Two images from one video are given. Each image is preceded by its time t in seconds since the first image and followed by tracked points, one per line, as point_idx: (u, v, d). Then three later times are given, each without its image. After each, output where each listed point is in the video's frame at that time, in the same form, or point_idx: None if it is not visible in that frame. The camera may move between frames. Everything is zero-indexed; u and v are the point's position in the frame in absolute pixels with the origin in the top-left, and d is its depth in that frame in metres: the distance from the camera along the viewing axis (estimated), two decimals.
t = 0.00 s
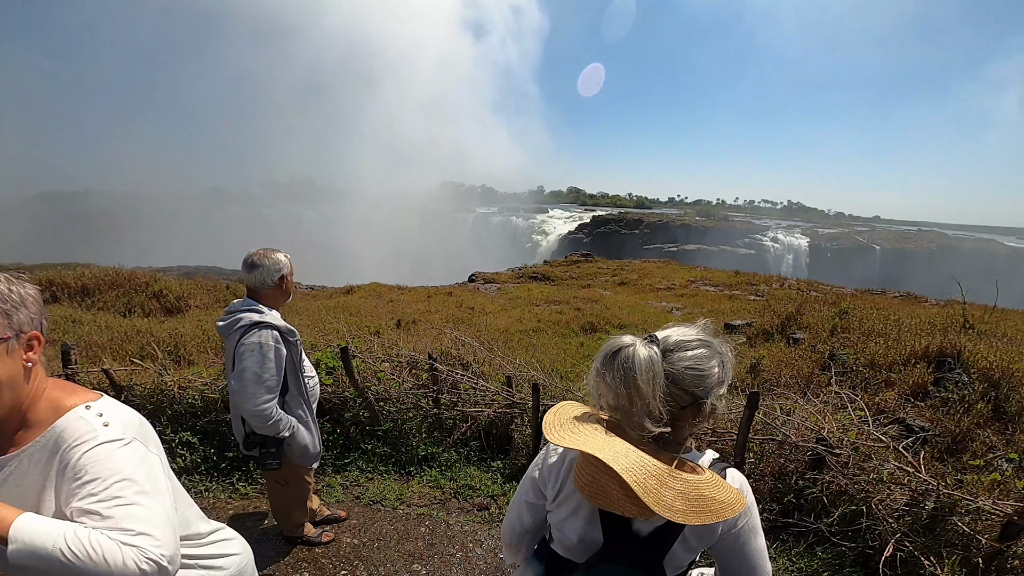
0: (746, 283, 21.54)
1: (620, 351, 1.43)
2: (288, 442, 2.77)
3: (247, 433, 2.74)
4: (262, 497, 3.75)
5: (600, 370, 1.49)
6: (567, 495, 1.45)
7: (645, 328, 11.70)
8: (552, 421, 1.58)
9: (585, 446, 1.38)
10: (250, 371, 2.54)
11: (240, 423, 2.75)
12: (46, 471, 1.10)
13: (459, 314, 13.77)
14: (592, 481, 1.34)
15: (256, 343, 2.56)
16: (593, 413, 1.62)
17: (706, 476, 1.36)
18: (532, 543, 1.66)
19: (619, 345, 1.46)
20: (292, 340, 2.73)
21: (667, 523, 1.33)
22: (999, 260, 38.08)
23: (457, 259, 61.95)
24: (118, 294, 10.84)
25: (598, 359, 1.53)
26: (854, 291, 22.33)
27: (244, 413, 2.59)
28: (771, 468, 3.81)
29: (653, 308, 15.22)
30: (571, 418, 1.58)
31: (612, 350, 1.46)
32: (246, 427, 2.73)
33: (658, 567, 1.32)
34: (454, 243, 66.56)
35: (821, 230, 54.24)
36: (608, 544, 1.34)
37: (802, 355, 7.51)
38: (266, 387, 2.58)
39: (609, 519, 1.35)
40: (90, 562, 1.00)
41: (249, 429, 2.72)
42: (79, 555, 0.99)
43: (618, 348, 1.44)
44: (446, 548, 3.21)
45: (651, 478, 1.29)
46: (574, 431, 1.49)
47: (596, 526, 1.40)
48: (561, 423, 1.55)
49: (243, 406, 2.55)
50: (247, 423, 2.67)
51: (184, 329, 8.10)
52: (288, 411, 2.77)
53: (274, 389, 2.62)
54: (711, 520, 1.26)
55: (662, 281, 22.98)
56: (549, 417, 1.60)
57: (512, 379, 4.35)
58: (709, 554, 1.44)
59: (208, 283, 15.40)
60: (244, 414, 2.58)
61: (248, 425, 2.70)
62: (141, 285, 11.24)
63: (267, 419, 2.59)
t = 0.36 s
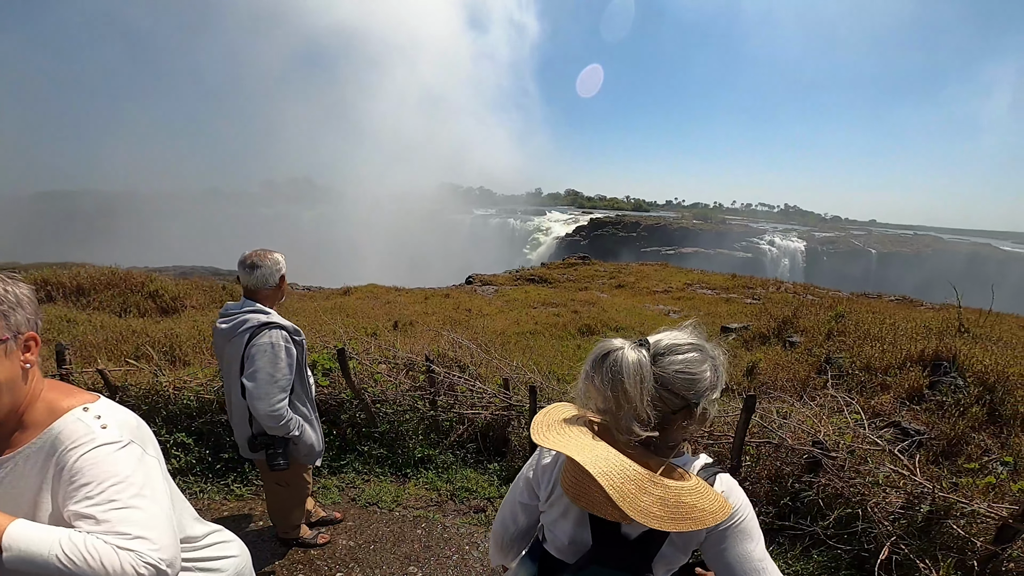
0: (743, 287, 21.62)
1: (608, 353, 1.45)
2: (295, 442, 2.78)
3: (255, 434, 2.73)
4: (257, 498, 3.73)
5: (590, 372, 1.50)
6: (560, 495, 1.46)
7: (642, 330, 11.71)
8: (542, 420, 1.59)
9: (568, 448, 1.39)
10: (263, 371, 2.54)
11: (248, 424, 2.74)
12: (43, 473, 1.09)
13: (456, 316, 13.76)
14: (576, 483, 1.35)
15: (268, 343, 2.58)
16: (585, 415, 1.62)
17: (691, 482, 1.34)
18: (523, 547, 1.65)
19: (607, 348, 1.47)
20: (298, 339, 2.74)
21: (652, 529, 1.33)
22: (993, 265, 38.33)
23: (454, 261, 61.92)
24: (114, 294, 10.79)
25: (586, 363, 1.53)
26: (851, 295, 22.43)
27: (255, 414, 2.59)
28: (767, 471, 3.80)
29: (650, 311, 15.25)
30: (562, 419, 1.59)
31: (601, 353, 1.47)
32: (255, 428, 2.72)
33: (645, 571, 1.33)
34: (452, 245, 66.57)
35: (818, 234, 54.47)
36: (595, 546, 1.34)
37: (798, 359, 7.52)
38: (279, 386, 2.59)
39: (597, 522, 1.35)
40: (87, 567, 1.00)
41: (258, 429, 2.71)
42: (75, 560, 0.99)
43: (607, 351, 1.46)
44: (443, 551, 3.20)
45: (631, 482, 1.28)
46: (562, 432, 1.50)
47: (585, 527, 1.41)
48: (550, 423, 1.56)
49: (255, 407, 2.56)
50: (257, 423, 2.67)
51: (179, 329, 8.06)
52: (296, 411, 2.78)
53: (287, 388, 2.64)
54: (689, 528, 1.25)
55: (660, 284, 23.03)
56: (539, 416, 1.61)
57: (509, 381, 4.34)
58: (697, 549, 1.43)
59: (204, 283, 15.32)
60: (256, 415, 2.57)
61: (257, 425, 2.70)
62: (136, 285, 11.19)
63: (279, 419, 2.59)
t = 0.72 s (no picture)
0: (736, 289, 21.75)
1: (616, 340, 1.45)
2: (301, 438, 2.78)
3: (261, 432, 2.68)
4: (248, 498, 3.70)
5: (594, 359, 1.50)
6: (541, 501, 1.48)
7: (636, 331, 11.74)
8: (525, 421, 1.60)
9: (543, 452, 1.39)
10: (276, 367, 2.54)
11: (253, 422, 2.67)
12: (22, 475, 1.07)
13: (450, 316, 13.74)
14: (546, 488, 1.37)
15: (279, 340, 2.57)
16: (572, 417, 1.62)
17: (664, 496, 1.32)
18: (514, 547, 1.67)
19: (616, 336, 1.47)
20: (303, 338, 2.75)
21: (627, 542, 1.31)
22: (983, 269, 38.78)
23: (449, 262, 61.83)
24: (104, 292, 10.66)
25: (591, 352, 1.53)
26: (842, 298, 22.62)
27: (266, 410, 2.56)
28: (761, 472, 3.81)
29: (644, 313, 15.32)
30: (546, 420, 1.59)
31: (610, 339, 1.47)
32: (262, 425, 2.67)
33: None
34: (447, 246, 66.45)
35: (811, 237, 54.90)
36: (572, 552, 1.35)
37: (791, 361, 7.57)
38: (291, 382, 2.59)
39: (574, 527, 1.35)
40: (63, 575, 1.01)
41: (266, 427, 2.67)
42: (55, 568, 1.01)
43: (615, 338, 1.46)
44: (436, 552, 3.19)
45: (598, 490, 1.27)
46: (542, 433, 1.51)
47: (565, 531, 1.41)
48: (533, 424, 1.57)
49: (268, 403, 2.53)
50: (265, 420, 2.63)
51: (170, 329, 7.98)
52: (301, 408, 2.78)
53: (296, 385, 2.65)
54: (653, 541, 1.23)
55: (654, 286, 23.11)
56: (523, 419, 1.61)
57: (503, 382, 4.34)
58: (678, 567, 1.43)
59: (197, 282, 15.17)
60: (267, 411, 2.55)
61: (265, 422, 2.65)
62: (127, 284, 11.08)
63: (291, 414, 2.60)
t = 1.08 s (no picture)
0: (739, 291, 21.71)
1: (659, 344, 1.47)
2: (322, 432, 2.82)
3: (284, 428, 2.70)
4: (251, 500, 3.71)
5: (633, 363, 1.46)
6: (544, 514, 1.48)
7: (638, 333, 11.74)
8: (532, 445, 1.55)
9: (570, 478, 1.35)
10: (296, 363, 2.58)
11: (276, 420, 2.69)
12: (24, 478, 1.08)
13: (454, 319, 13.76)
14: (575, 512, 1.34)
15: (297, 338, 2.62)
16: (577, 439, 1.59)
17: (695, 503, 1.39)
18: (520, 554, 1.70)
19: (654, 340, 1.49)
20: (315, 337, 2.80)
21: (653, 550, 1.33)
22: (988, 270, 38.57)
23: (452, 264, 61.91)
24: (109, 295, 10.72)
25: (628, 358, 1.51)
26: (846, 300, 22.52)
27: (290, 407, 2.59)
28: (764, 474, 3.80)
29: (647, 315, 15.30)
30: (553, 438, 1.58)
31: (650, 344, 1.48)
32: (285, 423, 2.69)
33: None
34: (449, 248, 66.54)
35: (814, 238, 54.76)
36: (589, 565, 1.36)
37: (794, 363, 7.54)
38: (311, 377, 2.64)
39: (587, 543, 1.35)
40: None
41: (289, 424, 2.70)
42: None
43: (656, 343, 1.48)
44: (438, 554, 3.19)
45: (641, 510, 1.26)
46: (557, 456, 1.46)
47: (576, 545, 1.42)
48: (542, 448, 1.52)
49: (294, 399, 2.57)
50: (289, 417, 2.66)
51: (175, 330, 8.02)
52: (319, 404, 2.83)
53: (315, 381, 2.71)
54: (700, 549, 1.29)
55: (657, 288, 23.08)
56: (527, 445, 1.55)
57: (506, 384, 4.35)
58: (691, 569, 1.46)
59: (201, 284, 15.24)
60: (291, 408, 2.58)
61: (288, 419, 2.68)
62: (132, 285, 11.15)
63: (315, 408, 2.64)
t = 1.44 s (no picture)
0: (743, 293, 21.65)
1: (687, 345, 1.45)
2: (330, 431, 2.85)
3: (292, 428, 2.72)
4: (255, 500, 3.73)
5: (666, 369, 1.41)
6: (557, 521, 1.50)
7: (641, 336, 11.73)
8: (558, 460, 1.52)
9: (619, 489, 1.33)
10: (304, 363, 2.60)
11: (284, 419, 2.71)
12: (29, 477, 1.10)
13: (456, 321, 13.78)
14: (623, 520, 1.33)
15: (304, 338, 2.64)
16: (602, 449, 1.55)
17: (727, 496, 1.48)
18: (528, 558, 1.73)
19: (680, 341, 1.47)
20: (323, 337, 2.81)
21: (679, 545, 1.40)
22: (994, 273, 38.32)
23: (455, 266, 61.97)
24: (114, 296, 10.78)
25: (661, 363, 1.43)
26: (851, 302, 22.43)
27: (298, 407, 2.61)
28: (767, 476, 3.80)
29: (650, 317, 15.28)
30: (568, 448, 1.57)
31: (681, 348, 1.43)
32: (292, 423, 2.72)
33: None
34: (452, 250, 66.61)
35: (818, 240, 54.57)
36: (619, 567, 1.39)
37: (797, 365, 7.52)
38: (319, 377, 2.66)
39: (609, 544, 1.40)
40: None
41: (296, 423, 2.71)
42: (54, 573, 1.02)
43: (683, 344, 1.45)
44: (441, 554, 3.20)
45: (697, 514, 1.32)
46: (593, 468, 1.43)
47: (597, 547, 1.47)
48: (571, 461, 1.48)
49: (301, 399, 2.59)
50: (297, 416, 2.68)
51: (179, 331, 8.06)
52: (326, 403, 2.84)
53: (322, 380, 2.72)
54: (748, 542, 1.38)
55: (661, 290, 23.04)
56: (552, 460, 1.51)
57: (508, 386, 4.36)
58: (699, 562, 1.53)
59: (205, 286, 15.32)
60: (299, 407, 2.60)
61: (295, 419, 2.70)
62: (137, 286, 11.22)
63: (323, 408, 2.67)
